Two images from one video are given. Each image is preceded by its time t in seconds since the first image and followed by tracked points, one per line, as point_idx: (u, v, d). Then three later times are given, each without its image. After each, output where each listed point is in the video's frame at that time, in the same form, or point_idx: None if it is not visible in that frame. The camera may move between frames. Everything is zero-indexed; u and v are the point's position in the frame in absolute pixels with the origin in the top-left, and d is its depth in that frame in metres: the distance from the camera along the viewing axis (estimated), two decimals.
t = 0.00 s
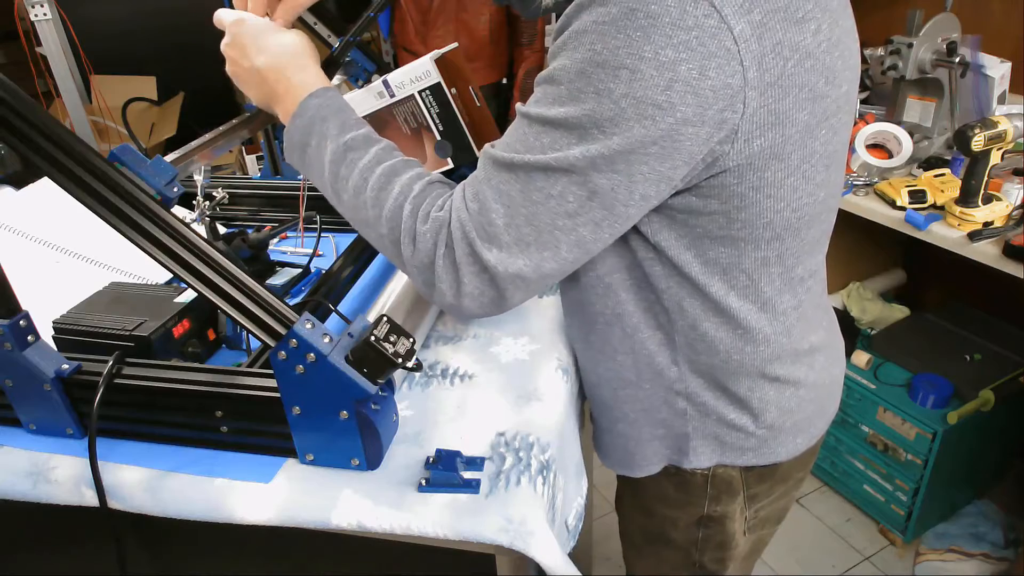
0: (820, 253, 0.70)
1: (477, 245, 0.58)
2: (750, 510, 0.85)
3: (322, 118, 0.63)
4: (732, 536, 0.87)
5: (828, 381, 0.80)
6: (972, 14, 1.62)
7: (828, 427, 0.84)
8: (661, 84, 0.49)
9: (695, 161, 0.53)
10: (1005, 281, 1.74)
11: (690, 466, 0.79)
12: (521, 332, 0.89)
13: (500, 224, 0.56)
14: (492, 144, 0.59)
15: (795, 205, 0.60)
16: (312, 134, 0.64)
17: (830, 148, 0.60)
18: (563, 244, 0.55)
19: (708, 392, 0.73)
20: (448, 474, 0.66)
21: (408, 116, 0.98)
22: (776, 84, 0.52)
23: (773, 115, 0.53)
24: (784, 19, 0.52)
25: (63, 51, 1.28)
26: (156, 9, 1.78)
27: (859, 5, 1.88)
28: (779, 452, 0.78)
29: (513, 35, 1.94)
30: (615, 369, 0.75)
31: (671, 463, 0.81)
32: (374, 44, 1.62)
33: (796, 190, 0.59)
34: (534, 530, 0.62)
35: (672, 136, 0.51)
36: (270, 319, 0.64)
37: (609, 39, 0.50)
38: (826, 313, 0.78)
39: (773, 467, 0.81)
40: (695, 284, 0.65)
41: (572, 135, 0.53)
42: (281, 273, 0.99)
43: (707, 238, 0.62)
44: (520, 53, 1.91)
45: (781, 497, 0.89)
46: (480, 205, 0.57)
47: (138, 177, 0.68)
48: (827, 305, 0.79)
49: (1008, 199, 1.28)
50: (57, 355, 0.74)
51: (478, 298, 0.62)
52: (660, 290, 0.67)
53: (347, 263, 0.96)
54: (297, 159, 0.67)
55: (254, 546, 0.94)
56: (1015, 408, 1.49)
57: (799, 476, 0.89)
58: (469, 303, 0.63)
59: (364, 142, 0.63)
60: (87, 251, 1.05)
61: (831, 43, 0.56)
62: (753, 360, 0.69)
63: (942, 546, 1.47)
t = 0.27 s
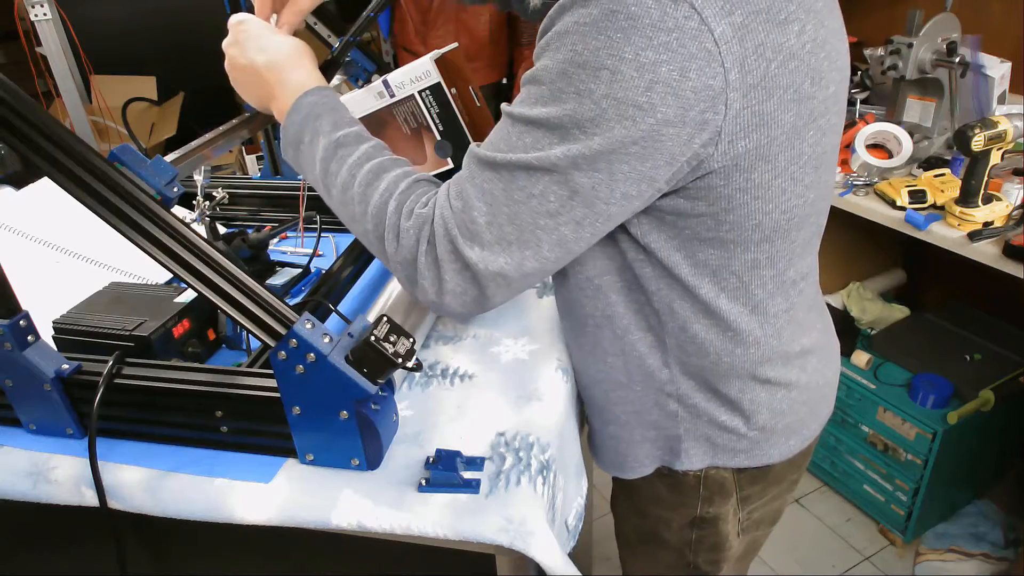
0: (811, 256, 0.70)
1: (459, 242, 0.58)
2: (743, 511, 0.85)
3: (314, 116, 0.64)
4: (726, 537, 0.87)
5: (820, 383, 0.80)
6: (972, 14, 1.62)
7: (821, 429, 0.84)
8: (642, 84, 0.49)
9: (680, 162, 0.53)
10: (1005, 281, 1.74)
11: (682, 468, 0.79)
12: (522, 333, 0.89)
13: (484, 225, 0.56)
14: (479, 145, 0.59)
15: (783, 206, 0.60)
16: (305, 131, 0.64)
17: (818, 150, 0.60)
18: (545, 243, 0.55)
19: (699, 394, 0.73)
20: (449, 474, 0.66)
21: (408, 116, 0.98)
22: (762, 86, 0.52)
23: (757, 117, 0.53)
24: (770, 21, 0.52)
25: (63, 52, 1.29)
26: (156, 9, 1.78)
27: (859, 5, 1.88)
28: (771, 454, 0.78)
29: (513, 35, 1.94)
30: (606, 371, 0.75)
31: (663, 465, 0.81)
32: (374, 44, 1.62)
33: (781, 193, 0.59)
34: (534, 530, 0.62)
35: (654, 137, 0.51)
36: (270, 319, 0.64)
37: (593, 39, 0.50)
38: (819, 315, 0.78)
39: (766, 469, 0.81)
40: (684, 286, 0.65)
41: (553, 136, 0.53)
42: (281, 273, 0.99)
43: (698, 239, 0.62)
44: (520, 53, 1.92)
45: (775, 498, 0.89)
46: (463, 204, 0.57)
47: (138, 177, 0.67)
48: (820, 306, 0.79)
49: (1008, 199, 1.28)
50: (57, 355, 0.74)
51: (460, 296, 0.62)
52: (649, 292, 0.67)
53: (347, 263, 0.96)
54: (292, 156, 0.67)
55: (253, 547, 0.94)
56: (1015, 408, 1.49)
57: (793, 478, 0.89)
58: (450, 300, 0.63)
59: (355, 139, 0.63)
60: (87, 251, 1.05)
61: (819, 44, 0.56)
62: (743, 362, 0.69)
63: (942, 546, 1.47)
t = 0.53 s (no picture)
0: (810, 255, 0.70)
1: (462, 244, 0.58)
2: (742, 511, 0.85)
3: (333, 127, 0.64)
4: (725, 537, 0.87)
5: (819, 383, 0.80)
6: (972, 14, 1.62)
7: (820, 429, 0.84)
8: (647, 86, 0.49)
9: (682, 161, 0.53)
10: (1005, 281, 1.74)
11: (681, 468, 0.79)
12: (521, 333, 0.89)
13: (486, 226, 0.56)
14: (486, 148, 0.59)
15: (782, 205, 0.60)
16: (323, 140, 0.64)
17: (818, 149, 0.60)
18: (548, 244, 0.55)
19: (699, 394, 0.73)
20: (449, 474, 0.66)
21: (408, 116, 0.98)
22: (762, 86, 0.52)
23: (758, 116, 0.53)
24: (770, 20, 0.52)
25: (63, 52, 1.29)
26: (156, 9, 1.78)
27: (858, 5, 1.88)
28: (771, 454, 0.78)
29: (513, 35, 1.94)
30: (605, 371, 0.75)
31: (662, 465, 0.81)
32: (374, 44, 1.62)
33: (780, 192, 0.59)
34: (534, 530, 0.62)
35: (655, 136, 0.50)
36: (270, 319, 0.64)
37: (597, 41, 0.50)
38: (819, 315, 0.78)
39: (765, 469, 0.81)
40: (684, 286, 0.65)
41: (557, 136, 0.53)
42: (281, 273, 0.99)
43: (698, 239, 0.61)
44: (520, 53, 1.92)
45: (774, 498, 0.89)
46: (467, 206, 0.57)
47: (137, 177, 0.68)
48: (820, 306, 0.79)
49: (1008, 199, 1.28)
50: (57, 355, 0.74)
51: (464, 300, 0.62)
52: (650, 292, 0.67)
53: (347, 262, 0.96)
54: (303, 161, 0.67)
55: (253, 546, 0.94)
56: (1015, 408, 1.50)
57: (792, 478, 0.89)
58: (454, 305, 0.63)
59: (370, 147, 0.64)
60: (87, 251, 1.05)
61: (820, 44, 0.56)
62: (742, 362, 0.69)
63: (942, 546, 1.47)
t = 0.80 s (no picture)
0: (809, 255, 0.70)
1: (456, 239, 0.58)
2: (740, 511, 0.86)
3: (314, 113, 0.64)
4: (723, 537, 0.87)
5: (818, 382, 0.80)
6: (972, 14, 1.62)
7: (819, 428, 0.84)
8: (641, 81, 0.49)
9: (682, 159, 0.53)
10: (1005, 281, 1.74)
11: (679, 467, 0.79)
12: (521, 333, 0.89)
13: (480, 220, 0.56)
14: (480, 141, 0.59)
15: (781, 205, 0.60)
16: (306, 129, 0.64)
17: (818, 149, 0.60)
18: (542, 240, 0.55)
19: (698, 393, 0.74)
20: (448, 474, 0.66)
21: (408, 116, 0.98)
22: (760, 85, 0.52)
23: (758, 115, 0.53)
24: (770, 20, 0.52)
25: (63, 52, 1.29)
26: (156, 9, 1.78)
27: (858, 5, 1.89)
28: (769, 453, 0.78)
29: (513, 35, 1.94)
30: (604, 370, 0.75)
31: (661, 464, 0.81)
32: (374, 44, 1.62)
33: (779, 191, 0.59)
34: (534, 530, 0.62)
35: (654, 134, 0.50)
36: (270, 319, 0.64)
37: (595, 35, 0.50)
38: (818, 314, 0.78)
39: (764, 469, 0.82)
40: (683, 285, 0.65)
41: (553, 132, 0.53)
42: (281, 273, 0.99)
43: (697, 239, 0.62)
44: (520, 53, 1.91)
45: (773, 498, 0.89)
46: (461, 199, 0.57)
47: (138, 177, 0.68)
48: (819, 306, 0.79)
49: (1007, 199, 1.28)
50: (57, 355, 0.74)
51: (457, 295, 0.62)
52: (649, 292, 0.67)
53: (347, 262, 0.96)
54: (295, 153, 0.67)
55: (253, 547, 0.94)
56: (1015, 408, 1.50)
57: (791, 477, 0.89)
58: (447, 300, 0.63)
59: (355, 137, 0.63)
60: (87, 251, 1.05)
61: (819, 43, 0.56)
62: (741, 362, 0.69)
63: (941, 546, 1.47)
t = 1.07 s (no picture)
0: (811, 255, 0.70)
1: (455, 235, 0.58)
2: (741, 511, 0.86)
3: (316, 108, 0.64)
4: (724, 537, 0.87)
5: (819, 382, 0.80)
6: (972, 14, 1.63)
7: (820, 428, 0.85)
8: (644, 80, 0.49)
9: (685, 157, 0.52)
10: (1005, 280, 1.74)
11: (680, 467, 0.79)
12: (521, 333, 0.89)
13: (481, 218, 0.56)
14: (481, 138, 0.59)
15: (784, 205, 0.60)
16: (308, 122, 0.64)
17: (821, 150, 0.60)
18: (543, 238, 0.55)
19: (700, 393, 0.73)
20: (449, 474, 0.66)
21: (408, 116, 0.98)
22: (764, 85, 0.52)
23: (762, 116, 0.53)
24: (774, 19, 0.52)
25: (63, 51, 1.29)
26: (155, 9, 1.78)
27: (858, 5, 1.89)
28: (770, 454, 0.78)
29: (513, 35, 1.92)
30: (606, 369, 0.75)
31: (661, 463, 0.81)
32: (374, 44, 1.62)
33: (782, 191, 0.59)
34: (534, 530, 0.62)
35: (657, 134, 0.51)
36: (270, 319, 0.64)
37: (599, 35, 0.50)
38: (818, 314, 0.78)
39: (765, 469, 0.82)
40: (685, 285, 0.65)
41: (556, 130, 0.53)
42: (281, 273, 0.99)
43: (699, 239, 0.61)
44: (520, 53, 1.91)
45: (774, 498, 0.89)
46: (461, 195, 0.57)
47: (138, 177, 0.67)
48: (820, 306, 0.79)
49: (1008, 199, 1.28)
50: (57, 355, 0.74)
51: (454, 291, 0.62)
52: (651, 292, 0.67)
53: (347, 262, 0.96)
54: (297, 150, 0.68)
55: (254, 547, 0.94)
56: (1015, 407, 1.50)
57: (792, 478, 0.89)
58: (444, 295, 0.63)
59: (357, 132, 0.63)
60: (87, 251, 1.05)
61: (823, 43, 0.56)
62: (743, 362, 0.69)
63: (942, 546, 1.47)
